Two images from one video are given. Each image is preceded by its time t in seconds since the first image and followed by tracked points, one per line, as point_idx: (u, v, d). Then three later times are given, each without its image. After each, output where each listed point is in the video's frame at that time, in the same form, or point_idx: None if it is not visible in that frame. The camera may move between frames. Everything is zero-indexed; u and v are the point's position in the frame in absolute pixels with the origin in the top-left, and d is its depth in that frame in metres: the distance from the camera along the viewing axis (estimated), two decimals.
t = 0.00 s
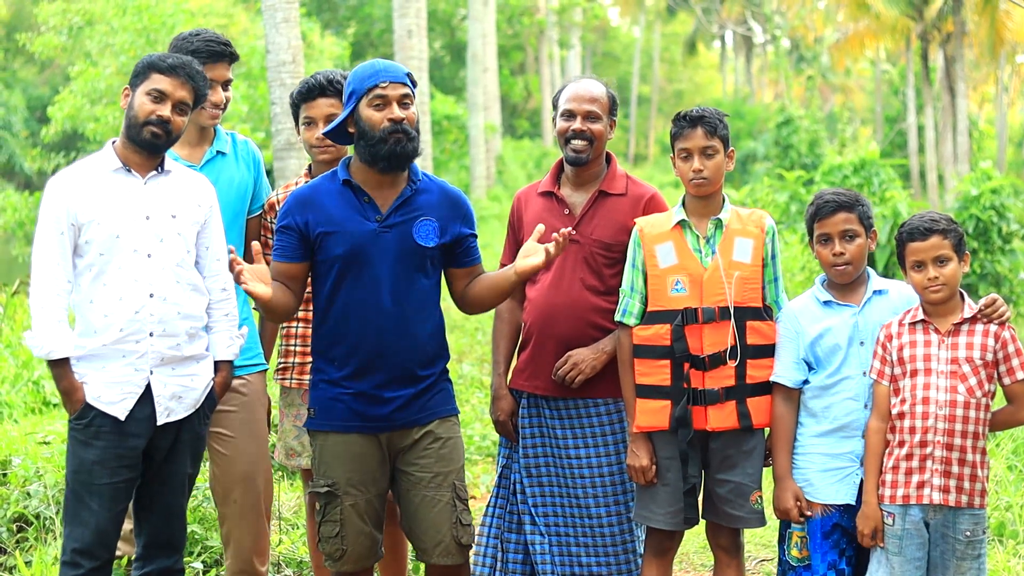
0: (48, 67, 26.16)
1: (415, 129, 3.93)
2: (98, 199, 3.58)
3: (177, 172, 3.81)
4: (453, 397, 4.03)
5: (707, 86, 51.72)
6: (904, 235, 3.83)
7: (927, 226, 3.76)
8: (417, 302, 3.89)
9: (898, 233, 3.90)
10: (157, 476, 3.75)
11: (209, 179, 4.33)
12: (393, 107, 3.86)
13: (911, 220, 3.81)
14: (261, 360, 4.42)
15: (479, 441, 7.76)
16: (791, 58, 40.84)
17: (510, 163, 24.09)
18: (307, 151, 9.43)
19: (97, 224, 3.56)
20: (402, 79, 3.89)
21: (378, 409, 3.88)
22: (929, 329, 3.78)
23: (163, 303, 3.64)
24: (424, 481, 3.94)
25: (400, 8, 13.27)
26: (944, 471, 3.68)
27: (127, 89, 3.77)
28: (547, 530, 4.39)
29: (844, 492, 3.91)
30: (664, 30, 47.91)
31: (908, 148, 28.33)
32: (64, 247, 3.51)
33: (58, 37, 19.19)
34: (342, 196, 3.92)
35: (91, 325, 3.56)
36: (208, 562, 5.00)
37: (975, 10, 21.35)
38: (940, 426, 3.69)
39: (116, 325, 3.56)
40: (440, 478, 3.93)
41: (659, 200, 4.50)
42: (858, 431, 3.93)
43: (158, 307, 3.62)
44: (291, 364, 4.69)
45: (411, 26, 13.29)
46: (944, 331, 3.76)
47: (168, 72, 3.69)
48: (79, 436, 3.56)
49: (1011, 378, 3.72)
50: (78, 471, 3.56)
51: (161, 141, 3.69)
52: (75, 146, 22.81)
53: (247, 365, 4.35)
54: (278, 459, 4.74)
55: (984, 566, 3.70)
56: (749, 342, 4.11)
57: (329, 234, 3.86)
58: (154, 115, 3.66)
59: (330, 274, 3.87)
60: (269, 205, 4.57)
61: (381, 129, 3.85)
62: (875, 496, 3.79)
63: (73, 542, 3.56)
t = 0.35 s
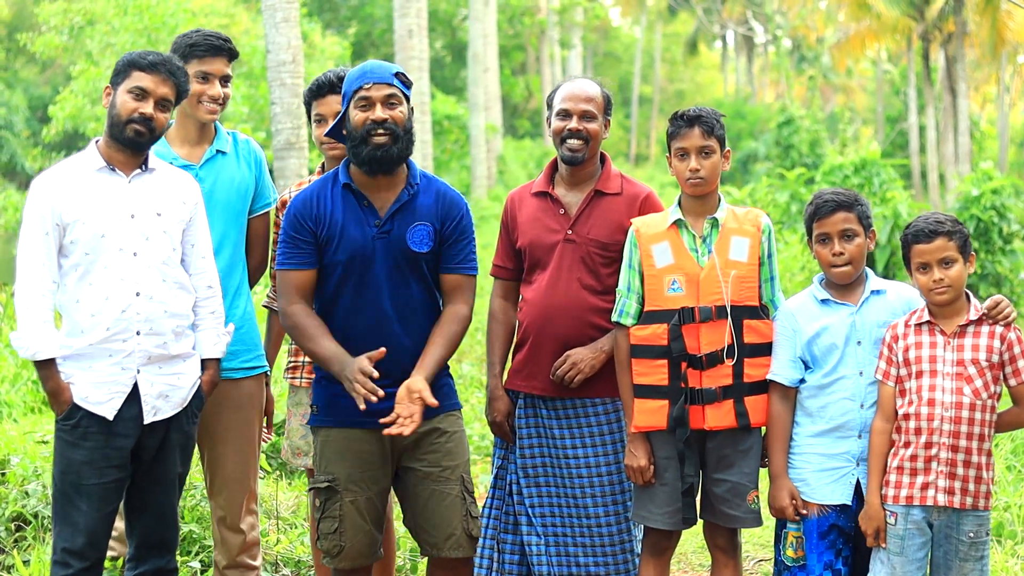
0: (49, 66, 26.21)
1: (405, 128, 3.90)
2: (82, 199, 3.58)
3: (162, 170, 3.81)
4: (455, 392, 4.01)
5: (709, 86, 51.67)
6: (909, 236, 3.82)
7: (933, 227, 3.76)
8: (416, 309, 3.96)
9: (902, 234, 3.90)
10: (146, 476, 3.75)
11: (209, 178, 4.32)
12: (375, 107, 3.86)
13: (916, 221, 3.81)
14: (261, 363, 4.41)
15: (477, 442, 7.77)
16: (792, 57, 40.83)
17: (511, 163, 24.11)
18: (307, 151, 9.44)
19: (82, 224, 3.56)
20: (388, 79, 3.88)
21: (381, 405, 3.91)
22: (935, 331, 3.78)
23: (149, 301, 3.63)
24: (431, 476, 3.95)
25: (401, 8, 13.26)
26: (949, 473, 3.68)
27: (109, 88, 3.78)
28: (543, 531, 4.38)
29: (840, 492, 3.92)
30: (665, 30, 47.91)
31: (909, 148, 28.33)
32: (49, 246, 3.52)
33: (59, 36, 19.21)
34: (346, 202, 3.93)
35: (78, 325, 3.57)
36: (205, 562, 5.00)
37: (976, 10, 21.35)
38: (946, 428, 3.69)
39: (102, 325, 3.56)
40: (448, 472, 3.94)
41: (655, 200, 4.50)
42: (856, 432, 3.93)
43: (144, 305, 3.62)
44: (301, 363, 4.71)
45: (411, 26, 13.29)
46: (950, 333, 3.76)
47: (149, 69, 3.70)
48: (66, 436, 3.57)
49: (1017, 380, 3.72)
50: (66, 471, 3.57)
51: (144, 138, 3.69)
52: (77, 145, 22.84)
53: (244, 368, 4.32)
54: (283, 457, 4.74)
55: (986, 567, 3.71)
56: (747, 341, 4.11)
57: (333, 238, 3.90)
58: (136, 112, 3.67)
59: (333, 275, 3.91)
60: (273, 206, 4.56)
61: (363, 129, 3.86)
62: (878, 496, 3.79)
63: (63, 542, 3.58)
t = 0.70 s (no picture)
0: (47, 66, 26.22)
1: (412, 121, 3.91)
2: (70, 200, 3.58)
3: (149, 169, 3.81)
4: (461, 397, 4.05)
5: (707, 87, 51.69)
6: (912, 237, 3.82)
7: (936, 229, 3.76)
8: (423, 306, 3.95)
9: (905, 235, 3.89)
10: (136, 477, 3.75)
11: (210, 177, 4.32)
12: (384, 101, 3.90)
13: (920, 222, 3.80)
14: (258, 364, 4.41)
15: (473, 442, 7.77)
16: (791, 58, 40.85)
17: (508, 163, 24.12)
18: (303, 151, 9.44)
19: (70, 225, 3.57)
20: (399, 75, 3.91)
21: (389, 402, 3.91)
22: (935, 332, 3.78)
23: (137, 303, 3.64)
24: (427, 480, 3.96)
25: (398, 9, 13.26)
26: (947, 473, 3.68)
27: (96, 88, 3.78)
28: (537, 532, 4.37)
29: (834, 492, 3.92)
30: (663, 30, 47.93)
31: (907, 149, 28.36)
32: (37, 248, 3.52)
33: (57, 36, 19.20)
34: (358, 195, 3.97)
35: (66, 326, 3.57)
36: (199, 562, 5.00)
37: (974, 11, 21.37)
38: (944, 428, 3.69)
39: (90, 326, 3.56)
40: (443, 478, 3.95)
41: (649, 200, 4.51)
42: (850, 432, 3.93)
43: (133, 306, 3.63)
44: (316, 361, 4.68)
45: (408, 26, 13.28)
46: (950, 335, 3.76)
47: (137, 69, 3.70)
48: (54, 438, 3.57)
49: (1017, 383, 3.72)
50: (55, 472, 3.57)
51: (133, 139, 3.69)
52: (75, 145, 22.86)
53: (238, 370, 4.32)
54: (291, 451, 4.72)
55: (982, 569, 3.71)
56: (740, 341, 4.13)
57: (344, 233, 3.93)
58: (124, 113, 3.67)
59: (342, 270, 3.94)
60: (275, 206, 4.54)
61: (370, 121, 3.90)
62: (877, 497, 3.80)
63: (52, 542, 3.58)
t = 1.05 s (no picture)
0: (38, 66, 26.15)
1: (423, 127, 3.90)
2: (60, 199, 3.57)
3: (138, 169, 3.80)
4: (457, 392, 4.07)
5: (699, 88, 51.77)
6: (901, 233, 3.83)
7: (926, 226, 3.77)
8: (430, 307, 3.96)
9: (893, 232, 3.90)
10: (124, 477, 3.73)
11: (202, 178, 4.31)
12: (396, 106, 3.89)
13: (910, 219, 3.81)
14: (249, 364, 4.40)
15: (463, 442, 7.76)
16: (782, 59, 40.92)
17: (500, 164, 24.12)
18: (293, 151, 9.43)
19: (59, 225, 3.55)
20: (413, 80, 3.90)
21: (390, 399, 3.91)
22: (916, 329, 3.78)
23: (126, 303, 3.63)
24: (426, 473, 3.99)
25: (389, 9, 13.25)
26: (927, 471, 3.69)
27: (85, 88, 3.75)
28: (528, 532, 4.34)
29: (822, 492, 3.92)
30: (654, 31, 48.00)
31: (898, 149, 28.43)
32: (26, 248, 3.50)
33: (47, 36, 19.16)
34: (369, 194, 3.95)
35: (54, 326, 3.55)
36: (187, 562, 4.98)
37: (964, 12, 21.43)
38: (924, 426, 3.70)
39: (79, 326, 3.55)
40: (441, 471, 3.99)
41: (640, 200, 4.53)
42: (837, 432, 3.94)
43: (121, 307, 3.62)
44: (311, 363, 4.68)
45: (399, 27, 13.27)
46: (931, 332, 3.76)
47: (127, 70, 3.68)
48: (43, 438, 3.55)
49: (997, 382, 3.73)
50: (43, 472, 3.55)
51: (122, 140, 3.68)
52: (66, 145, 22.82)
53: (231, 370, 4.31)
54: (284, 450, 4.65)
55: (964, 569, 3.72)
56: (728, 341, 4.14)
57: (353, 230, 3.90)
58: (114, 114, 3.66)
59: (349, 267, 3.91)
60: (266, 208, 4.52)
61: (381, 125, 3.89)
62: (859, 496, 3.79)
63: (41, 541, 3.56)
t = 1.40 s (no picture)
0: (35, 66, 26.13)
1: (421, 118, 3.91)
2: (57, 198, 3.56)
3: (135, 168, 3.79)
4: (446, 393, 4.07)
5: (696, 88, 51.80)
6: (883, 230, 3.81)
7: (909, 223, 3.75)
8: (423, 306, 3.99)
9: (878, 229, 3.88)
10: (121, 476, 3.72)
11: (199, 178, 4.30)
12: (396, 98, 3.88)
13: (893, 216, 3.79)
14: (248, 365, 4.38)
15: (459, 441, 7.75)
16: (779, 60, 40.95)
17: (497, 164, 24.10)
18: (290, 151, 9.41)
19: (57, 223, 3.54)
20: (409, 73, 3.91)
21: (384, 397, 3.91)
22: (900, 327, 3.78)
23: (123, 302, 3.62)
24: (416, 475, 3.99)
25: (386, 9, 13.24)
26: (913, 469, 3.68)
27: (83, 87, 3.75)
28: (529, 533, 4.33)
29: (820, 492, 3.92)
30: (652, 31, 48.02)
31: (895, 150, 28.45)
32: (24, 247, 3.49)
33: (44, 36, 19.14)
34: (364, 190, 3.95)
35: (51, 324, 3.54)
36: (183, 561, 4.98)
37: (961, 12, 21.45)
38: (910, 424, 3.70)
39: (76, 325, 3.54)
40: (431, 472, 4.00)
41: (640, 199, 4.52)
42: (833, 431, 3.94)
43: (118, 306, 3.61)
44: (303, 362, 4.65)
45: (396, 27, 13.24)
46: (914, 330, 3.76)
47: (125, 70, 3.67)
48: (40, 436, 3.54)
49: (982, 379, 3.72)
50: (40, 471, 3.54)
51: (121, 140, 3.67)
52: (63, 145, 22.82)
53: (230, 370, 4.30)
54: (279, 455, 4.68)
55: (954, 566, 3.71)
56: (722, 340, 4.13)
57: (350, 226, 3.90)
58: (112, 114, 3.65)
59: (345, 264, 3.90)
60: (264, 207, 4.52)
61: (381, 118, 3.88)
62: (846, 496, 3.79)
63: (38, 540, 3.55)
